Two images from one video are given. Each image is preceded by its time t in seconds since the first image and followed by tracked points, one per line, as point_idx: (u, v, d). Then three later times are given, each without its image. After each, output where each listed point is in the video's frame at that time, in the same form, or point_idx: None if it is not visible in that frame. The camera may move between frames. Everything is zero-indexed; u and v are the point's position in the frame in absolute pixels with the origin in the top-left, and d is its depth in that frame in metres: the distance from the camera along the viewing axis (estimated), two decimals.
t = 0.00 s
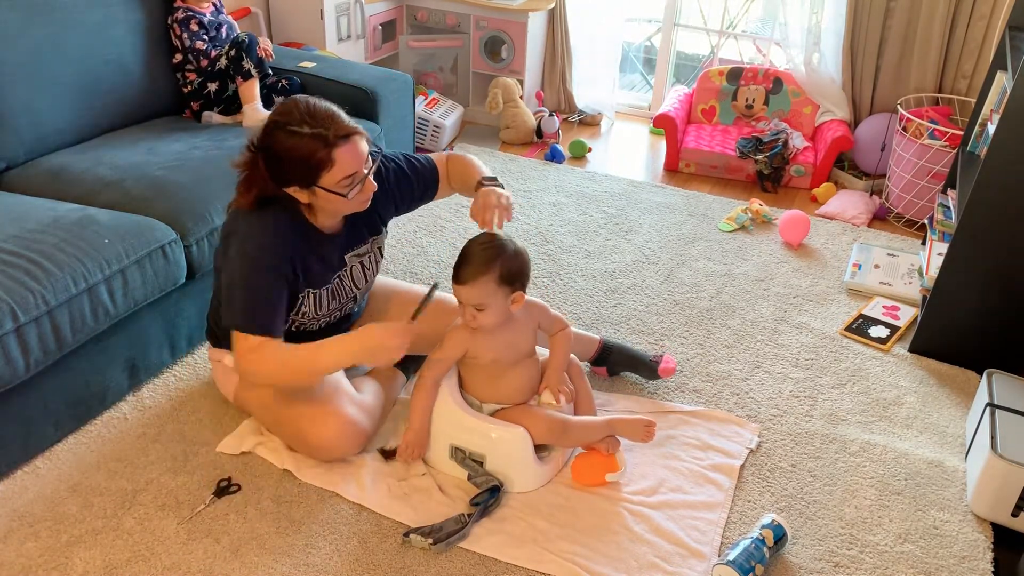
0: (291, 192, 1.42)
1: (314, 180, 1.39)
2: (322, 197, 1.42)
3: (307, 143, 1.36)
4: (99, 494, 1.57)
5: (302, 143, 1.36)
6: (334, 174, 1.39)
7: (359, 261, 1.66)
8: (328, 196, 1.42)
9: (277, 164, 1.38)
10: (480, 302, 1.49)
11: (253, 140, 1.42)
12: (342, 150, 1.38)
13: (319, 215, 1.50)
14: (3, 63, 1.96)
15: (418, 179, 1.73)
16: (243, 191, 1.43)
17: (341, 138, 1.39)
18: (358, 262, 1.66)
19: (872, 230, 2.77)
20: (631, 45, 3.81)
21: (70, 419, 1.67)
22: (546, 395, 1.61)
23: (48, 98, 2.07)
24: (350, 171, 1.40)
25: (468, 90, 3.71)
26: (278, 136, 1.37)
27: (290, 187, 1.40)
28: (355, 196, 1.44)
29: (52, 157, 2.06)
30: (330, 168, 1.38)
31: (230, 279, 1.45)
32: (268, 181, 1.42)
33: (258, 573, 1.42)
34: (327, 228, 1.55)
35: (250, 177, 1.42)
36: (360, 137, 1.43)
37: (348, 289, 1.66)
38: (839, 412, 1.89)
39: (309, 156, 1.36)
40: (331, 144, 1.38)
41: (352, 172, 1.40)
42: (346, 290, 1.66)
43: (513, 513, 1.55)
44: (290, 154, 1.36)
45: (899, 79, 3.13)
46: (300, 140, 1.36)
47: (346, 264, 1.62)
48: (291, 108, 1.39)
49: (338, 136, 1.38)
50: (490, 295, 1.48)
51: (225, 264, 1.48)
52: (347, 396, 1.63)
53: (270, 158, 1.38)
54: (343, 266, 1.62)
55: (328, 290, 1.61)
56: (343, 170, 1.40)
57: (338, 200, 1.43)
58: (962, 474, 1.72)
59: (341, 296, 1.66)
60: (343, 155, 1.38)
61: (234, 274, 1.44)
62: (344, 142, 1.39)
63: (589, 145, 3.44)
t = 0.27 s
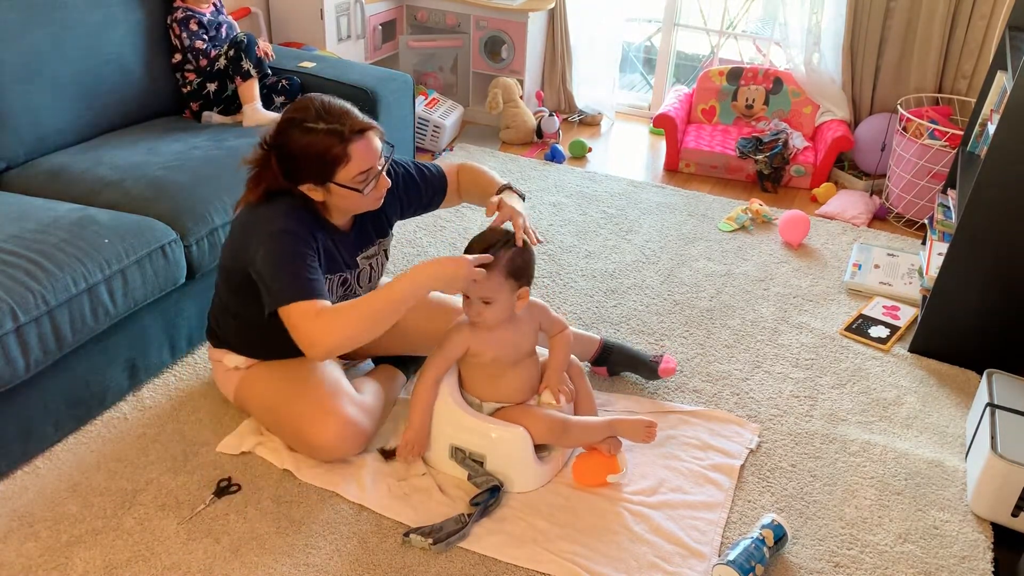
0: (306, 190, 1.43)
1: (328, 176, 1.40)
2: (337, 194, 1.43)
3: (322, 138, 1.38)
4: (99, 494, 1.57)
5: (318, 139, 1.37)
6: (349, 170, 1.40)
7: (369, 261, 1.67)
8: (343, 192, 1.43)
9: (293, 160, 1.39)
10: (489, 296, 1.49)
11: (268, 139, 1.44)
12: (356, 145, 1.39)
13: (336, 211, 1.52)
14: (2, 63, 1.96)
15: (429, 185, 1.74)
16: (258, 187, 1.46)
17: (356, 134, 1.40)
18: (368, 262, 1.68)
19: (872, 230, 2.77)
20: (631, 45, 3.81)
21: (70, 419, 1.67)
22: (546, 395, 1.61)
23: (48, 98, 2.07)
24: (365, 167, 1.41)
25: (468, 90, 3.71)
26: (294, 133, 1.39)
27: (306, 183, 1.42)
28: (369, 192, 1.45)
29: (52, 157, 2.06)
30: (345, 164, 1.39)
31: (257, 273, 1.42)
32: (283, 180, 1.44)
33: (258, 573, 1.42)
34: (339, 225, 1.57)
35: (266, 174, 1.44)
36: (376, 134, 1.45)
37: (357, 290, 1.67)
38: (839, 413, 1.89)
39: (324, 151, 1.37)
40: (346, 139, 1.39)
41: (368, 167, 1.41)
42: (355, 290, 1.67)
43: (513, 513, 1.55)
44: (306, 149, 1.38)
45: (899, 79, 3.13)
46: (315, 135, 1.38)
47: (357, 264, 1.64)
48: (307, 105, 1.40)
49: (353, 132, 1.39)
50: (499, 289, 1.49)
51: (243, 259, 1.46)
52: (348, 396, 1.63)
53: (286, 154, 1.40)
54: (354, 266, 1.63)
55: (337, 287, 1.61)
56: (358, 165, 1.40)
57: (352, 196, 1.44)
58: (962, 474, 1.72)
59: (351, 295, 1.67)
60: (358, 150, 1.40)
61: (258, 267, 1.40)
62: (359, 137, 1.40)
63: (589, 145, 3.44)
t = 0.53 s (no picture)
0: (314, 197, 1.41)
1: (338, 183, 1.38)
2: (346, 201, 1.42)
3: (332, 145, 1.36)
4: (99, 494, 1.57)
5: (327, 146, 1.36)
6: (358, 177, 1.38)
7: (369, 264, 1.67)
8: (352, 199, 1.41)
9: (301, 168, 1.38)
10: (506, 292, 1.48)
11: (274, 146, 1.42)
12: (365, 152, 1.38)
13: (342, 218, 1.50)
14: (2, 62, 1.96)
15: (432, 186, 1.73)
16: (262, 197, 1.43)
17: (366, 140, 1.39)
18: (369, 265, 1.67)
19: (872, 230, 2.77)
20: (631, 46, 3.81)
21: (70, 419, 1.67)
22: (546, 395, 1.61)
23: (48, 98, 2.07)
24: (374, 173, 1.39)
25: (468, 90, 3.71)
26: (303, 140, 1.37)
27: (314, 190, 1.40)
28: (378, 199, 1.44)
29: (52, 157, 2.06)
30: (354, 171, 1.38)
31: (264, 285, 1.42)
32: (290, 187, 1.41)
33: (258, 573, 1.42)
34: (345, 232, 1.55)
35: (272, 183, 1.42)
36: (384, 140, 1.43)
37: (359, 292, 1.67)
38: (839, 413, 1.89)
39: (334, 158, 1.36)
40: (355, 146, 1.37)
41: (377, 174, 1.40)
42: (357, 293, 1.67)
43: (514, 513, 1.55)
44: (314, 157, 1.36)
45: (899, 79, 3.13)
46: (325, 142, 1.36)
47: (358, 267, 1.63)
48: (315, 112, 1.39)
49: (362, 138, 1.38)
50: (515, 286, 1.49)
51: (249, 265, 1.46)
52: (348, 396, 1.63)
53: (293, 162, 1.38)
54: (356, 268, 1.63)
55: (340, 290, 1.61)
56: (367, 172, 1.39)
57: (361, 203, 1.42)
58: (962, 474, 1.72)
59: (353, 298, 1.66)
60: (367, 157, 1.38)
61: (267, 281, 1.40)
62: (368, 144, 1.39)
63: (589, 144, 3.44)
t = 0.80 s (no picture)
0: (330, 196, 1.42)
1: (356, 181, 1.39)
2: (362, 200, 1.43)
3: (352, 144, 1.36)
4: (99, 494, 1.57)
5: (347, 146, 1.36)
6: (377, 176, 1.39)
7: (376, 266, 1.67)
8: (369, 199, 1.42)
9: (320, 166, 1.38)
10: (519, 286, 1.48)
11: (291, 146, 1.42)
12: (385, 151, 1.39)
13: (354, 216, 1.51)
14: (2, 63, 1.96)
15: (438, 197, 1.74)
16: (278, 195, 1.43)
17: (385, 140, 1.40)
18: (375, 267, 1.67)
19: (872, 230, 2.77)
20: (631, 45, 3.81)
21: (70, 419, 1.67)
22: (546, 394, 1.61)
23: (48, 98, 2.07)
24: (392, 173, 1.40)
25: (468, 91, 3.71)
26: (323, 139, 1.37)
27: (331, 188, 1.40)
28: (393, 198, 1.45)
29: (52, 157, 2.06)
30: (374, 170, 1.39)
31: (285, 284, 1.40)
32: (307, 186, 1.42)
33: (258, 573, 1.42)
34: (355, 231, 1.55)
35: (288, 182, 1.42)
36: (401, 140, 1.44)
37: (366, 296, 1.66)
38: (839, 413, 1.89)
39: (353, 157, 1.36)
40: (375, 145, 1.38)
41: (395, 173, 1.41)
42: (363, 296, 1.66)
43: (513, 513, 1.55)
44: (334, 155, 1.36)
45: (899, 79, 3.13)
46: (345, 142, 1.36)
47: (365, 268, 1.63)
48: (334, 111, 1.39)
49: (382, 137, 1.39)
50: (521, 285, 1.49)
51: (263, 264, 1.44)
52: (348, 396, 1.63)
53: (311, 161, 1.38)
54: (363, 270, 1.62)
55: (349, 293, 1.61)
56: (385, 171, 1.40)
57: (378, 202, 1.43)
58: (962, 474, 1.72)
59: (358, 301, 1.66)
60: (386, 157, 1.39)
61: (289, 281, 1.38)
62: (387, 144, 1.40)
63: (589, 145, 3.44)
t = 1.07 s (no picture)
0: (313, 206, 1.40)
1: (336, 192, 1.37)
2: (343, 211, 1.40)
3: (332, 154, 1.34)
4: (99, 494, 1.57)
5: (327, 155, 1.34)
6: (357, 187, 1.37)
7: (370, 271, 1.66)
8: (350, 210, 1.40)
9: (301, 175, 1.36)
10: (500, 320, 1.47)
11: (275, 153, 1.40)
12: (365, 162, 1.37)
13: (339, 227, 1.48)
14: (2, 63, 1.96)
15: (434, 198, 1.73)
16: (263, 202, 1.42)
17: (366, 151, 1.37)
18: (370, 272, 1.66)
19: (872, 230, 2.77)
20: (631, 45, 3.81)
21: (70, 419, 1.67)
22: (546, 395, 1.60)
23: (48, 98, 2.07)
24: (373, 184, 1.38)
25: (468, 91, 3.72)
26: (303, 148, 1.35)
27: (312, 198, 1.39)
28: (376, 210, 1.43)
29: (52, 157, 2.06)
30: (354, 181, 1.37)
31: (271, 299, 1.41)
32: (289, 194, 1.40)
33: (258, 573, 1.42)
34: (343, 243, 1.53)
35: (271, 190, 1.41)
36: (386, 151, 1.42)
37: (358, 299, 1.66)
38: (839, 412, 1.89)
39: (334, 166, 1.35)
40: (356, 156, 1.36)
41: (376, 185, 1.39)
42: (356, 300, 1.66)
43: (514, 513, 1.55)
44: (314, 164, 1.35)
45: (899, 79, 3.13)
46: (324, 151, 1.34)
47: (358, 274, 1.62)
48: (317, 120, 1.37)
49: (363, 148, 1.37)
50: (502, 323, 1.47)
51: (253, 272, 1.45)
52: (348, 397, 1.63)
53: (293, 169, 1.37)
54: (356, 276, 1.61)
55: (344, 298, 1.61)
56: (366, 183, 1.38)
57: (358, 214, 1.41)
58: (962, 474, 1.72)
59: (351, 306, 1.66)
60: (367, 168, 1.37)
61: (275, 297, 1.40)
62: (369, 155, 1.37)
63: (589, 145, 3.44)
